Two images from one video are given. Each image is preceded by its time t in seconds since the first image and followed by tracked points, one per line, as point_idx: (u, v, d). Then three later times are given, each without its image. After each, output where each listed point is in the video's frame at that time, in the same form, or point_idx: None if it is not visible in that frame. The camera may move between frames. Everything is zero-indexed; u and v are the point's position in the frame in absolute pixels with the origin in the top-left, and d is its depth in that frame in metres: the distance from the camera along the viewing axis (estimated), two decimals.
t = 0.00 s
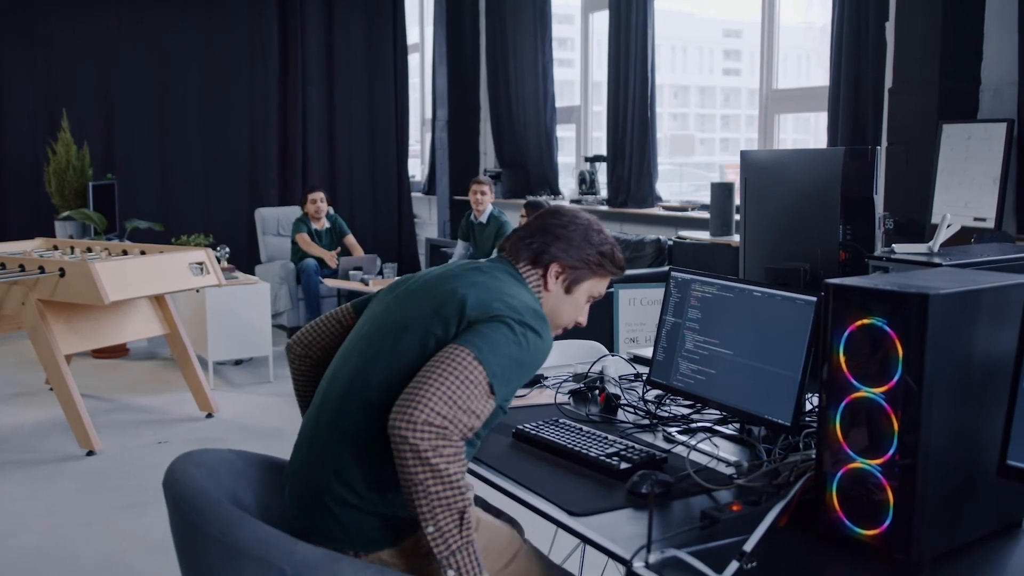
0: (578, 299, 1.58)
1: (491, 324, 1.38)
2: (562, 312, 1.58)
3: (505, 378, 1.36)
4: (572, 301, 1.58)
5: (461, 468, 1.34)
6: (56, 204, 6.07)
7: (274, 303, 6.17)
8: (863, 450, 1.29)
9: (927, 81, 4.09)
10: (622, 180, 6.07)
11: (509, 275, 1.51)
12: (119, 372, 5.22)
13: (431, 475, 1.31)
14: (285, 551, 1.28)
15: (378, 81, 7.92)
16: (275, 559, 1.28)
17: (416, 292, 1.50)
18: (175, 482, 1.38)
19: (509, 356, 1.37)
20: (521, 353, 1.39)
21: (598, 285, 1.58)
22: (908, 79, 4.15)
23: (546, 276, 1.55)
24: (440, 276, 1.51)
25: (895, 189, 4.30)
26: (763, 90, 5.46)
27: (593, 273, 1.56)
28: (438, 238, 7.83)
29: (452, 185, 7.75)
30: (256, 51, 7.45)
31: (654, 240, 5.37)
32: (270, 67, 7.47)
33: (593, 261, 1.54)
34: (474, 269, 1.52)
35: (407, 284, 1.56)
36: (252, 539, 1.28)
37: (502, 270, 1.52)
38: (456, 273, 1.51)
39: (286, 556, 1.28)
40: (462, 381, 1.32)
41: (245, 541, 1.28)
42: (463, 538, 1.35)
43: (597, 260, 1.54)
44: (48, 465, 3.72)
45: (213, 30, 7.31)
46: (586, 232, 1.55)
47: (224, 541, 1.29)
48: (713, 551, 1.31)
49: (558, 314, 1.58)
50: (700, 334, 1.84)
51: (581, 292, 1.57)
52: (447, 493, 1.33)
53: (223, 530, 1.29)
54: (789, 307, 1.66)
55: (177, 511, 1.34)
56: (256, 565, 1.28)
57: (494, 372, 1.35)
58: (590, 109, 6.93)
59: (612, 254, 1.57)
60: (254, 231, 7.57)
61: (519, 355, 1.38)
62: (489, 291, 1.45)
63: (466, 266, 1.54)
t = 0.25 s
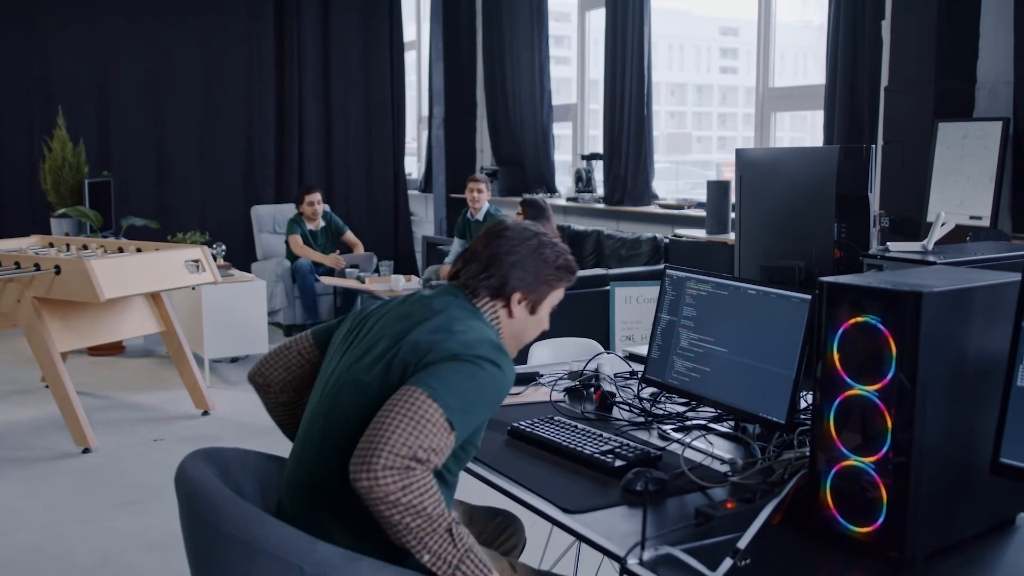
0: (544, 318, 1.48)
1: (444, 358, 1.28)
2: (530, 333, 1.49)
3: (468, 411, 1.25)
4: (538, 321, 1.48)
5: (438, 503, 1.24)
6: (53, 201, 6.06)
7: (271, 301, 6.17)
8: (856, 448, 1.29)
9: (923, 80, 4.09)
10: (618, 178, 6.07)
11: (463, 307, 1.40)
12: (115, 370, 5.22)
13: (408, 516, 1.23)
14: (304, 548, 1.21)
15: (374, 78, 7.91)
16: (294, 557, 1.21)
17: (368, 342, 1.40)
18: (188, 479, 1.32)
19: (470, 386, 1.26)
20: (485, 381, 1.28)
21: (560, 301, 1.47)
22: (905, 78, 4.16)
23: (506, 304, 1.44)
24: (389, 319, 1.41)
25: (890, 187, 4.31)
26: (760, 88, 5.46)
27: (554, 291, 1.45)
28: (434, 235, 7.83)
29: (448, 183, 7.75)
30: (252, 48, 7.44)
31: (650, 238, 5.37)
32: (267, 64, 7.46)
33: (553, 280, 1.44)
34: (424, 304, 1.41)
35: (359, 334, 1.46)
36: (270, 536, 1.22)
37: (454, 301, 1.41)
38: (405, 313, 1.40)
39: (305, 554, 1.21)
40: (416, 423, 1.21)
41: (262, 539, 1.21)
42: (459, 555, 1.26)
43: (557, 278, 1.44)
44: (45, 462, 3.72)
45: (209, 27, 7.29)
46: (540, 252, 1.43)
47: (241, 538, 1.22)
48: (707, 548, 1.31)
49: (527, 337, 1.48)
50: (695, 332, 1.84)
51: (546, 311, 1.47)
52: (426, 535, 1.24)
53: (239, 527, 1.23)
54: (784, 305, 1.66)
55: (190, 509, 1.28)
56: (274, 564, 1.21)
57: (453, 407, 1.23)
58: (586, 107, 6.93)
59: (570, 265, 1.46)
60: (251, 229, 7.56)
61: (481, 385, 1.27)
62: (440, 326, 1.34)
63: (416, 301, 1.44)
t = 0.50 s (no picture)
0: (513, 318, 1.50)
1: (413, 376, 1.27)
2: (502, 334, 1.50)
3: (442, 426, 1.24)
4: (508, 322, 1.49)
5: (422, 519, 1.24)
6: (50, 198, 6.05)
7: (269, 299, 6.18)
8: (852, 445, 1.29)
9: (921, 78, 4.09)
10: (616, 175, 6.06)
11: (432, 319, 1.41)
12: (112, 368, 5.21)
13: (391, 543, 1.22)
14: (299, 547, 1.21)
15: (372, 76, 7.91)
16: (290, 556, 1.20)
17: (337, 365, 1.39)
18: (185, 480, 1.32)
19: (444, 401, 1.25)
20: (458, 395, 1.27)
21: (527, 300, 1.49)
22: (902, 75, 4.16)
23: (475, 308, 1.45)
24: (356, 339, 1.40)
25: (887, 185, 4.33)
26: (757, 86, 5.47)
27: (521, 290, 1.47)
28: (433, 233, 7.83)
29: (446, 181, 7.75)
30: (250, 46, 7.43)
31: (648, 236, 5.36)
32: (265, 61, 7.46)
33: (519, 279, 1.45)
34: (389, 321, 1.40)
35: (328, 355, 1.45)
36: (266, 536, 1.21)
37: (421, 316, 1.41)
38: (371, 332, 1.40)
39: (300, 554, 1.20)
40: (391, 444, 1.20)
41: (257, 540, 1.21)
42: (449, 563, 1.27)
43: (523, 278, 1.46)
44: (43, 460, 3.72)
45: (207, 25, 7.28)
46: (503, 254, 1.45)
47: (237, 537, 1.22)
48: (703, 545, 1.31)
49: (497, 338, 1.50)
50: (692, 330, 1.84)
51: (515, 311, 1.49)
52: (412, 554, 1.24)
53: (234, 527, 1.22)
54: (780, 303, 1.66)
55: (188, 509, 1.28)
56: (269, 563, 1.20)
57: (426, 425, 1.23)
58: (584, 105, 6.93)
59: (534, 264, 1.48)
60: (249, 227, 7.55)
61: (453, 400, 1.26)
62: (408, 342, 1.33)
63: (382, 318, 1.43)
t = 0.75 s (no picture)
0: (478, 286, 1.48)
1: (378, 362, 1.25)
2: (467, 302, 1.49)
3: (415, 406, 1.23)
4: (473, 290, 1.48)
5: (410, 512, 1.24)
6: (49, 194, 6.05)
7: (267, 294, 6.18)
8: (848, 440, 1.30)
9: (920, 74, 4.09)
10: (615, 171, 6.06)
11: (395, 294, 1.39)
12: (111, 363, 5.21)
13: (389, 535, 1.23)
14: (290, 543, 1.21)
15: (371, 72, 7.91)
16: (280, 551, 1.20)
17: (301, 356, 1.38)
18: (176, 477, 1.33)
19: (415, 382, 1.24)
20: (428, 373, 1.26)
21: (491, 268, 1.48)
22: (901, 72, 4.16)
23: (437, 275, 1.44)
24: (316, 327, 1.39)
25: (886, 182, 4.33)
26: (756, 82, 5.46)
27: (485, 257, 1.46)
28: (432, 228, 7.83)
29: (445, 176, 7.74)
30: (248, 41, 7.42)
31: (647, 232, 5.36)
32: (264, 56, 7.45)
33: (483, 247, 1.44)
34: (346, 303, 1.38)
35: (291, 345, 1.44)
36: (256, 533, 1.21)
37: (377, 292, 1.39)
38: (330, 319, 1.38)
39: (291, 550, 1.21)
40: (371, 442, 1.20)
41: (248, 536, 1.21)
42: (441, 556, 1.27)
43: (487, 244, 1.45)
44: (41, 455, 3.72)
45: (205, 20, 7.27)
46: (467, 220, 1.44)
47: (228, 534, 1.22)
48: (699, 540, 1.31)
49: (464, 306, 1.49)
50: (690, 326, 1.85)
51: (479, 279, 1.47)
52: (411, 543, 1.25)
53: (224, 523, 1.23)
54: (777, 298, 1.66)
55: (179, 507, 1.28)
56: (260, 559, 1.20)
57: (399, 411, 1.22)
58: (584, 101, 6.92)
59: (497, 230, 1.47)
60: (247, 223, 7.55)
61: (421, 378, 1.25)
62: (368, 324, 1.32)
63: (338, 300, 1.41)
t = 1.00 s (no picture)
0: (447, 276, 1.48)
1: (361, 367, 1.25)
2: (437, 293, 1.49)
3: (403, 406, 1.23)
4: (442, 280, 1.48)
5: (413, 511, 1.25)
6: (49, 190, 6.05)
7: (268, 291, 6.18)
8: (847, 437, 1.30)
9: (919, 72, 4.09)
10: (615, 168, 6.06)
11: (367, 295, 1.39)
12: (111, 359, 5.21)
13: (399, 536, 1.23)
14: (287, 540, 1.21)
15: (371, 69, 7.91)
16: (278, 549, 1.21)
17: (284, 370, 1.38)
18: (173, 473, 1.33)
19: (399, 381, 1.24)
20: (410, 371, 1.26)
21: (459, 258, 1.48)
22: (901, 69, 4.16)
23: (406, 267, 1.44)
24: (295, 340, 1.39)
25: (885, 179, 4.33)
26: (756, 79, 5.46)
27: (452, 246, 1.46)
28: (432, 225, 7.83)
29: (446, 173, 7.74)
30: (248, 37, 7.41)
31: (647, 229, 5.36)
32: (263, 53, 7.44)
33: (449, 236, 1.44)
34: (320, 312, 1.38)
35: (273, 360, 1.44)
36: (253, 530, 1.21)
37: (348, 296, 1.38)
38: (308, 330, 1.38)
39: (288, 547, 1.21)
40: (366, 447, 1.20)
41: (245, 533, 1.21)
42: (447, 548, 1.28)
43: (454, 234, 1.44)
44: (41, 451, 3.72)
45: (205, 17, 7.26)
46: (432, 211, 1.43)
47: (226, 532, 1.22)
48: (698, 536, 1.32)
49: (434, 297, 1.49)
50: (688, 323, 1.85)
51: (448, 269, 1.47)
52: (420, 540, 1.25)
53: (222, 519, 1.23)
54: (776, 295, 1.67)
55: (177, 504, 1.28)
56: (258, 557, 1.21)
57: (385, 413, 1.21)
58: (584, 98, 6.92)
59: (463, 218, 1.47)
60: (247, 219, 7.55)
61: (404, 377, 1.24)
62: (347, 331, 1.32)
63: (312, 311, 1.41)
